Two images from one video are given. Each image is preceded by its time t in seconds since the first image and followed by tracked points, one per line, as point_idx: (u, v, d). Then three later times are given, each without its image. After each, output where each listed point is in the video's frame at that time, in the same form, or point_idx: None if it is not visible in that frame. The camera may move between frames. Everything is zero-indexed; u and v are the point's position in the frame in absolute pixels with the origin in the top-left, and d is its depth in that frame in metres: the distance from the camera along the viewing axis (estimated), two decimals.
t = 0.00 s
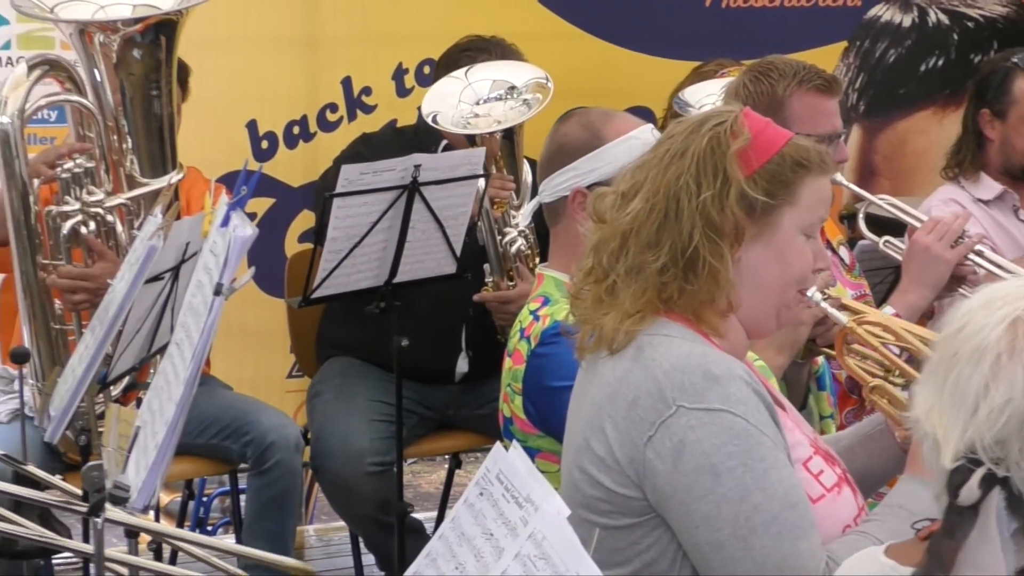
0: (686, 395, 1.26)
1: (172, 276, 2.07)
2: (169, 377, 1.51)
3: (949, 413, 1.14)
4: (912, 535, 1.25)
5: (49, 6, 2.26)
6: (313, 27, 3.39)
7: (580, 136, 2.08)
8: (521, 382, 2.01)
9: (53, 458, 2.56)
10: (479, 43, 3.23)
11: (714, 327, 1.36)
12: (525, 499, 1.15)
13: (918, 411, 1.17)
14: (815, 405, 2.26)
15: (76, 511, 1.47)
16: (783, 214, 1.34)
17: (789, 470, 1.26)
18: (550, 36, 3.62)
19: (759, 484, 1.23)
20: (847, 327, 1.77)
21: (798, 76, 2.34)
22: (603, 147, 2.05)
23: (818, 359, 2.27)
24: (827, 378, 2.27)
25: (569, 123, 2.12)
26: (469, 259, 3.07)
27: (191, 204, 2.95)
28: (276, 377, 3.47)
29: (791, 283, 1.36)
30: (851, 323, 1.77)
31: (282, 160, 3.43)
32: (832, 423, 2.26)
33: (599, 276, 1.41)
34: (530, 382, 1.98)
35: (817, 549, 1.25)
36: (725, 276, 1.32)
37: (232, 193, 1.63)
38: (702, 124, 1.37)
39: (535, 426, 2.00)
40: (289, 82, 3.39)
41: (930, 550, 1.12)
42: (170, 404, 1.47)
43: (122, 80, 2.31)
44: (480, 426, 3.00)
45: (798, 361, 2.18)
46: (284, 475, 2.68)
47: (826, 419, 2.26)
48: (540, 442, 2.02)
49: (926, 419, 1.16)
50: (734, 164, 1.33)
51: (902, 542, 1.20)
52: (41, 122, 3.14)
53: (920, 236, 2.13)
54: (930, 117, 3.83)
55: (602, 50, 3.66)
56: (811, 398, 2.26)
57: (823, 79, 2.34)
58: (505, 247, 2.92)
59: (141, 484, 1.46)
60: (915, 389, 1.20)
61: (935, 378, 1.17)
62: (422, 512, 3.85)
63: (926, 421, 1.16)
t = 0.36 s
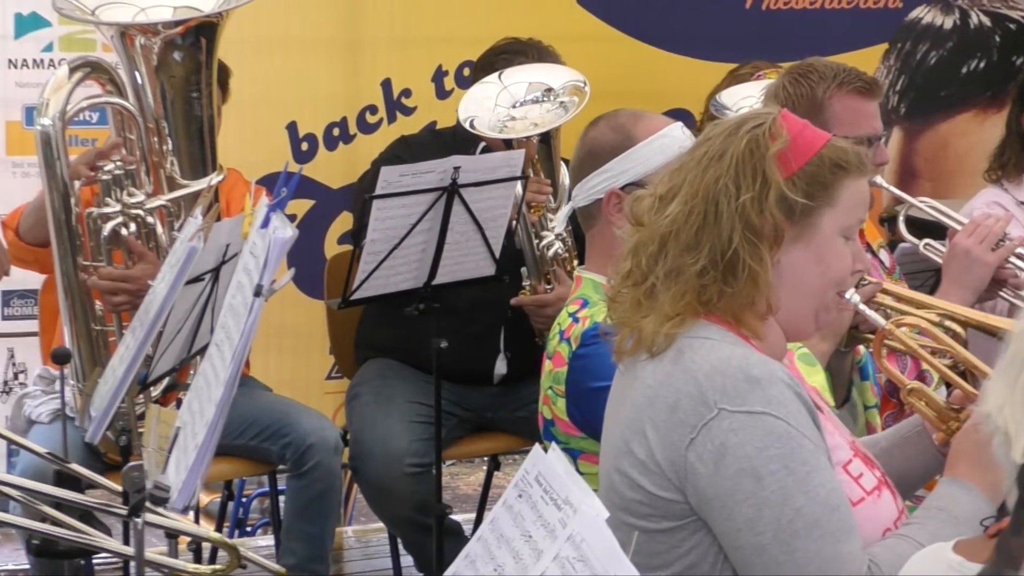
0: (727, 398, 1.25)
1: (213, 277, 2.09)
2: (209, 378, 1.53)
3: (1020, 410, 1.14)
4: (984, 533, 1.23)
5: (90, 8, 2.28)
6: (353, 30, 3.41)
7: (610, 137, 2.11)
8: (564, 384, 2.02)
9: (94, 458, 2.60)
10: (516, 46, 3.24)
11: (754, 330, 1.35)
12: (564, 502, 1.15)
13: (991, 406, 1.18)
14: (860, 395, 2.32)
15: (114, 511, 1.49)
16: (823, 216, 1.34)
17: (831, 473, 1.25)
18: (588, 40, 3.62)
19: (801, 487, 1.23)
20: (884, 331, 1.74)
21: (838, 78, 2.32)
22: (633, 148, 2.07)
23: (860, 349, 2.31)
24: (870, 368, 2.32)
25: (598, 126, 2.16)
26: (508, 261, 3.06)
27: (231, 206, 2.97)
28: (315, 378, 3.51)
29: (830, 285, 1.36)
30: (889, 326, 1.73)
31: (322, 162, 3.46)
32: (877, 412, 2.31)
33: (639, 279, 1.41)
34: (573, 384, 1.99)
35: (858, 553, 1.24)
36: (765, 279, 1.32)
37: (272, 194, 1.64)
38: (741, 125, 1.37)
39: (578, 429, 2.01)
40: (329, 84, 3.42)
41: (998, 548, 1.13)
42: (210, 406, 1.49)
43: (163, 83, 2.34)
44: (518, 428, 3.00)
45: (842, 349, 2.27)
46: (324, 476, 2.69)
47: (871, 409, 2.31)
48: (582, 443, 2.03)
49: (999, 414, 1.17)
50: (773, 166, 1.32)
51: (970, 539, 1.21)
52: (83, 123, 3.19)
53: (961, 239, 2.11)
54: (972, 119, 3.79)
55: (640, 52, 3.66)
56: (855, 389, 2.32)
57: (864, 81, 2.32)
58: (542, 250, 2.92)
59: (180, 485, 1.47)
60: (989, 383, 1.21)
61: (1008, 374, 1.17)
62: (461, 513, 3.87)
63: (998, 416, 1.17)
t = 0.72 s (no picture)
0: (762, 399, 1.25)
1: (252, 279, 2.12)
2: (248, 380, 1.55)
3: None
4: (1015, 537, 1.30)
5: (131, 12, 2.31)
6: (392, 32, 3.44)
7: (641, 141, 2.16)
8: (605, 386, 2.03)
9: (135, 458, 2.62)
10: (553, 49, 3.24)
11: (792, 333, 1.35)
12: (602, 504, 1.16)
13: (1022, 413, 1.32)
14: (903, 386, 2.35)
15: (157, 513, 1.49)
16: (861, 220, 1.34)
17: (865, 476, 1.25)
18: (626, 43, 3.62)
19: (835, 490, 1.23)
20: (925, 334, 1.71)
21: (879, 80, 2.30)
22: (665, 150, 2.13)
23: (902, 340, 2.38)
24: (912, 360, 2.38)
25: (631, 130, 2.21)
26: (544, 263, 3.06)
27: (270, 208, 3.01)
28: (355, 379, 3.54)
29: (869, 289, 1.36)
30: (931, 330, 1.70)
31: (362, 164, 3.48)
32: (922, 401, 2.32)
33: (676, 281, 1.41)
34: (615, 386, 1.99)
35: (892, 557, 1.23)
36: (802, 281, 1.32)
37: (312, 196, 1.67)
38: (780, 128, 1.37)
39: (620, 430, 2.02)
40: (368, 87, 3.45)
41: None
42: (249, 408, 1.51)
43: (202, 84, 2.38)
44: (556, 430, 3.01)
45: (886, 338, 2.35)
46: (363, 480, 2.72)
47: (915, 399, 2.33)
48: (625, 443, 2.04)
49: None
50: (812, 168, 1.32)
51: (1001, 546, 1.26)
52: (123, 126, 3.24)
53: (1002, 243, 2.08)
54: (1013, 121, 3.77)
55: (679, 54, 3.66)
56: (898, 381, 2.36)
57: (904, 83, 2.30)
58: (579, 254, 2.93)
59: (219, 486, 1.48)
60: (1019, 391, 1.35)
61: None
62: (499, 515, 3.89)
63: None
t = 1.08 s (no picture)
0: (806, 402, 1.25)
1: (289, 280, 2.15)
2: (286, 381, 1.56)
3: None
4: None
5: (170, 14, 2.37)
6: (429, 34, 3.46)
7: (677, 142, 2.17)
8: (641, 389, 2.03)
9: (172, 459, 2.65)
10: (591, 51, 3.25)
11: (833, 335, 1.35)
12: (639, 507, 1.17)
13: None
14: (941, 387, 2.35)
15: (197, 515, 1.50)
16: (903, 222, 1.33)
17: (909, 478, 1.24)
18: (661, 44, 3.62)
19: (880, 493, 1.22)
20: (964, 337, 1.70)
21: (917, 82, 2.29)
22: (702, 150, 2.13)
23: (940, 341, 2.40)
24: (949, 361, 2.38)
25: (666, 132, 2.22)
26: (581, 264, 3.08)
27: (308, 209, 3.03)
28: (391, 381, 3.56)
29: (911, 291, 1.35)
30: (970, 332, 1.70)
31: (399, 166, 3.51)
32: (959, 402, 2.31)
33: (716, 284, 1.41)
34: (650, 389, 2.00)
35: (937, 560, 1.23)
36: (845, 284, 1.31)
37: (347, 198, 1.71)
38: (821, 130, 1.36)
39: (657, 433, 2.02)
40: (406, 89, 3.47)
41: None
42: (286, 408, 1.53)
43: (239, 85, 2.42)
44: (594, 432, 3.02)
45: (923, 339, 2.38)
46: (399, 475, 2.74)
47: (953, 400, 2.32)
48: (660, 447, 2.03)
49: None
50: (854, 171, 1.32)
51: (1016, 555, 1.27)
52: (161, 127, 3.29)
53: None
54: None
55: (717, 56, 3.65)
56: (936, 382, 2.36)
57: (942, 85, 2.29)
58: (616, 256, 2.94)
59: (257, 486, 1.49)
60: None
61: None
62: (535, 517, 3.89)
63: None
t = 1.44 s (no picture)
0: (842, 403, 1.25)
1: (326, 281, 2.17)
2: (322, 382, 1.58)
3: None
4: None
5: (206, 15, 2.40)
6: (465, 36, 3.47)
7: (713, 145, 2.17)
8: (677, 391, 2.03)
9: (208, 461, 2.68)
10: (628, 53, 3.25)
11: (871, 338, 1.34)
12: (675, 509, 1.17)
13: None
14: (978, 389, 2.33)
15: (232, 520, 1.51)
16: (943, 226, 1.33)
17: (946, 481, 1.24)
18: (695, 45, 3.62)
19: (916, 496, 1.21)
20: (1003, 341, 1.68)
21: (953, 83, 2.27)
22: (738, 152, 2.12)
23: (977, 341, 2.38)
24: (988, 363, 2.36)
25: (700, 134, 2.22)
26: (617, 268, 3.10)
27: (343, 211, 3.05)
28: (427, 382, 3.59)
29: (949, 295, 1.34)
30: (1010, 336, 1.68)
31: (435, 167, 3.54)
32: (997, 404, 2.29)
33: (755, 284, 1.41)
34: (687, 391, 2.00)
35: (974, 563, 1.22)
36: (883, 286, 1.31)
37: (384, 199, 1.71)
38: (863, 132, 1.36)
39: (693, 435, 2.02)
40: (442, 90, 3.49)
41: None
42: (322, 409, 1.54)
43: (275, 87, 2.46)
44: (629, 434, 3.01)
45: (961, 340, 2.36)
46: (435, 480, 2.75)
47: (990, 402, 2.30)
48: (697, 449, 2.03)
49: None
50: (894, 174, 1.31)
51: None
52: (198, 129, 3.33)
53: None
54: None
55: (754, 58, 3.65)
56: (974, 385, 2.35)
57: (979, 86, 2.27)
58: (652, 258, 2.93)
59: (294, 487, 1.51)
60: None
61: None
62: (571, 519, 3.90)
63: None
